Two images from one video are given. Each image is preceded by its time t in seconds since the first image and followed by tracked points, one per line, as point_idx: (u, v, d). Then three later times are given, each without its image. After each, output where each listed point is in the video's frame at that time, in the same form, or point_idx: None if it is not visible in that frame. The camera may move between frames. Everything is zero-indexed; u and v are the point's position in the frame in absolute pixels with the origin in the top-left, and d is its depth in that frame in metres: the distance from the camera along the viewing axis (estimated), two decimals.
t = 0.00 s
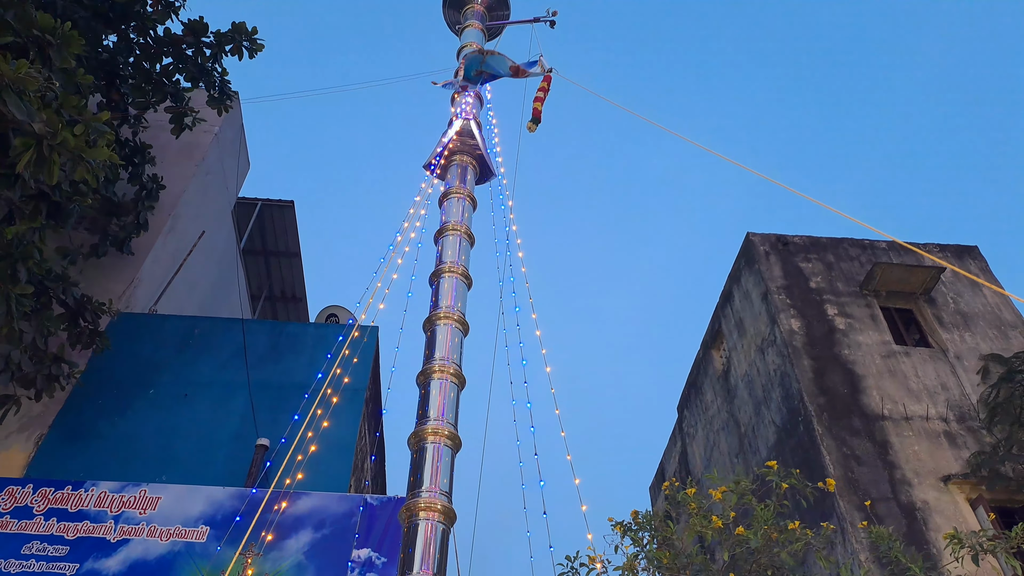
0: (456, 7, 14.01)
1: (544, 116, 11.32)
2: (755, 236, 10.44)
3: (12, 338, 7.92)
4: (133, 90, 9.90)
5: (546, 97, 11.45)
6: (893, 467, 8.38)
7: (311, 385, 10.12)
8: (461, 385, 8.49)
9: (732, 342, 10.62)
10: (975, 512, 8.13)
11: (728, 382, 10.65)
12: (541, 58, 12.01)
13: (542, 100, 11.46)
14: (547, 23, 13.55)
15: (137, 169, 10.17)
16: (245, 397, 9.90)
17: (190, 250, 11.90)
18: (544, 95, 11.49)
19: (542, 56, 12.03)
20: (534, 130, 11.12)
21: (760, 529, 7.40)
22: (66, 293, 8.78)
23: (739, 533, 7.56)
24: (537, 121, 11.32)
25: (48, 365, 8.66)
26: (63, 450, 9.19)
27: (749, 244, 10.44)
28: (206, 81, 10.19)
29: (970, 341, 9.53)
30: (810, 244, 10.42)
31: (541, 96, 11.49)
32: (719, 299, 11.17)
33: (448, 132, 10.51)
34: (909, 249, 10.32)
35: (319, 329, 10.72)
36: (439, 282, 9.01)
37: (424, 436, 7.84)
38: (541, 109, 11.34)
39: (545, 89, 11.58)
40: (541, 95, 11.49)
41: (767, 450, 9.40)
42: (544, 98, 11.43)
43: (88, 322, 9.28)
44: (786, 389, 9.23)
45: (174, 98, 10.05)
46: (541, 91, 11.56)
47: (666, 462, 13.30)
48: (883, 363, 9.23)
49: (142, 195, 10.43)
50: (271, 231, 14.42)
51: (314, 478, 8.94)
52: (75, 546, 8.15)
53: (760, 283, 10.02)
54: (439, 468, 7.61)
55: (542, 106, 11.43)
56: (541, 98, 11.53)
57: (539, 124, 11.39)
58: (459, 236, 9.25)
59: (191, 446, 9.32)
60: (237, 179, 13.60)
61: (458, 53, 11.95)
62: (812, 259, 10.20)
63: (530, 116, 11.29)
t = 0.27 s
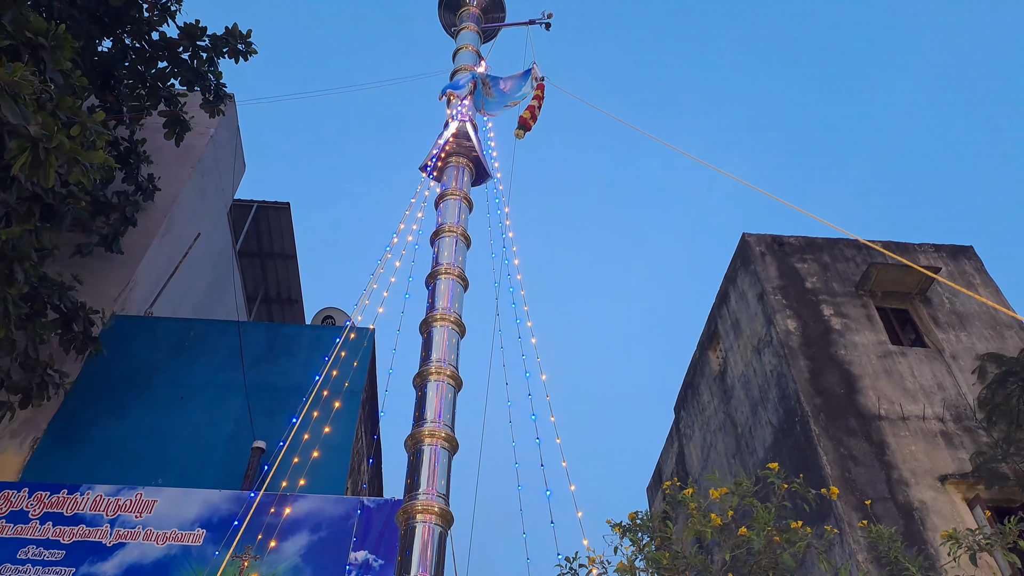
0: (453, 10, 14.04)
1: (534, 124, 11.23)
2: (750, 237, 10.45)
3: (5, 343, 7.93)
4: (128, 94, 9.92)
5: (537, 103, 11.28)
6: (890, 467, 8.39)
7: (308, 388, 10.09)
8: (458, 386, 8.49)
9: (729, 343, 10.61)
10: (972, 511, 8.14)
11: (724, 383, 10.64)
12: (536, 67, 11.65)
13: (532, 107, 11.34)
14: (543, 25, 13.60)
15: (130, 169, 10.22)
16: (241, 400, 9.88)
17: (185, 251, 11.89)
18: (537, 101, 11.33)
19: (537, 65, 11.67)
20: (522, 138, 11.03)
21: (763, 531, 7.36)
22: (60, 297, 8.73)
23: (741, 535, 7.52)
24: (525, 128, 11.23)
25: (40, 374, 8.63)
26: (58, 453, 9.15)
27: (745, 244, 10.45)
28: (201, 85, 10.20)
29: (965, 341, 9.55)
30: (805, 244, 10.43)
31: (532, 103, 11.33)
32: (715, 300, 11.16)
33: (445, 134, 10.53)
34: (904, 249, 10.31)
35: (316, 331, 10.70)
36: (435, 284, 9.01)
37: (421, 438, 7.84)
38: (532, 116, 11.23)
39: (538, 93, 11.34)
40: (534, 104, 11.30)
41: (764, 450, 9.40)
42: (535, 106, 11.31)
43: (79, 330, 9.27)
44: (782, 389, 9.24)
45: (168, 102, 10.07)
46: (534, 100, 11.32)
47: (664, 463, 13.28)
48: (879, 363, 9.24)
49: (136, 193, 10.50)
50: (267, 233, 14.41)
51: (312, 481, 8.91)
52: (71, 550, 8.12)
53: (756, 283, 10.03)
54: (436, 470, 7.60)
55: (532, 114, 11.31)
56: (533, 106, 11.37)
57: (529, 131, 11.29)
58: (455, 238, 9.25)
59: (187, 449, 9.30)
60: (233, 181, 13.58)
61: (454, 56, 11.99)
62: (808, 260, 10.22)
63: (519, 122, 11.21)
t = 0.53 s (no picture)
0: (449, 11, 14.04)
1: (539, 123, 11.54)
2: (749, 235, 10.43)
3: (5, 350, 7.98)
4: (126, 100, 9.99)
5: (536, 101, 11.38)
6: (891, 464, 8.38)
7: (308, 391, 10.09)
8: (457, 388, 8.52)
9: (728, 342, 10.59)
10: (974, 508, 8.12)
11: (724, 382, 10.62)
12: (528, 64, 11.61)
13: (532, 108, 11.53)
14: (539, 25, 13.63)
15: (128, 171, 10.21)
16: (242, 403, 9.90)
17: (181, 259, 11.88)
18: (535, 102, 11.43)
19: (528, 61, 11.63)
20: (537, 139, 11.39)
21: (776, 531, 7.40)
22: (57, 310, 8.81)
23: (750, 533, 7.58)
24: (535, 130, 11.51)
25: (38, 381, 8.66)
26: (59, 458, 9.19)
27: (743, 242, 10.42)
28: (199, 89, 10.16)
29: (966, 337, 9.52)
30: (804, 242, 10.40)
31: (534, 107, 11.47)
32: (714, 299, 11.14)
33: (442, 136, 10.55)
34: (903, 246, 10.27)
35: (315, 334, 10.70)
36: (433, 286, 9.03)
37: (421, 440, 7.86)
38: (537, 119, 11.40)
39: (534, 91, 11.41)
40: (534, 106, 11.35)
41: (764, 449, 9.39)
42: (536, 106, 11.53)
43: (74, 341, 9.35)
44: (782, 388, 9.23)
45: (166, 107, 10.01)
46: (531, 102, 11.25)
47: (664, 463, 13.26)
48: (879, 360, 9.22)
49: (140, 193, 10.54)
50: (266, 237, 14.46)
51: (313, 483, 8.92)
52: (73, 554, 8.15)
53: (755, 282, 10.01)
54: (436, 472, 7.63)
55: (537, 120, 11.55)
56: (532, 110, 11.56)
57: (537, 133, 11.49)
58: (453, 240, 9.28)
59: (188, 452, 9.32)
60: (232, 183, 13.60)
61: (449, 58, 11.99)
62: (806, 257, 10.20)
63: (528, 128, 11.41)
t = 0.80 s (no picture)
0: (449, 11, 14.03)
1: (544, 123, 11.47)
2: (749, 237, 10.44)
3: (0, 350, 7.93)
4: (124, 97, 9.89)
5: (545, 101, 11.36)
6: (890, 467, 8.38)
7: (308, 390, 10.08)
8: (457, 389, 8.53)
9: (728, 343, 10.59)
10: (973, 511, 8.12)
11: (723, 384, 10.63)
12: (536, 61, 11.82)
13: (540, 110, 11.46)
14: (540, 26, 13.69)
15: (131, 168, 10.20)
16: (241, 402, 9.90)
17: (181, 259, 11.85)
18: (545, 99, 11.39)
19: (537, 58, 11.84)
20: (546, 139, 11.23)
21: (780, 533, 7.39)
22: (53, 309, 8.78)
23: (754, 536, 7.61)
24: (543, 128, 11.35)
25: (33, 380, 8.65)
26: (58, 457, 9.19)
27: (743, 244, 10.44)
28: (200, 87, 10.13)
29: (965, 340, 9.53)
30: (804, 244, 10.42)
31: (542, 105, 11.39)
32: (714, 300, 11.14)
33: (442, 136, 10.55)
34: (903, 248, 10.28)
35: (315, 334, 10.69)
36: (433, 286, 9.03)
37: (420, 441, 7.86)
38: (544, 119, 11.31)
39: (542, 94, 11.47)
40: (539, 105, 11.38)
41: (763, 450, 9.40)
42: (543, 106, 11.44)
43: (70, 342, 9.36)
44: (782, 389, 9.23)
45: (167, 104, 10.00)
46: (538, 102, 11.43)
47: (663, 464, 13.26)
48: (878, 362, 9.23)
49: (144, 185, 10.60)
50: (266, 236, 14.45)
51: (313, 483, 8.91)
52: (72, 553, 8.14)
53: (755, 283, 10.02)
54: (435, 472, 7.62)
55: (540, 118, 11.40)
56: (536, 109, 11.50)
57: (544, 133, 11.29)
58: (453, 240, 9.28)
59: (187, 452, 9.32)
60: (232, 182, 13.59)
61: (450, 58, 11.97)
62: (806, 259, 10.20)
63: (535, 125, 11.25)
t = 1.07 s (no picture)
0: (451, 14, 14.05)
1: (552, 131, 11.34)
2: (749, 242, 10.45)
3: None
4: (127, 92, 9.91)
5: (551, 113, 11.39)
6: (887, 473, 8.38)
7: (305, 391, 10.03)
8: (455, 391, 8.51)
9: (727, 348, 10.58)
10: (969, 519, 8.13)
11: (722, 388, 10.62)
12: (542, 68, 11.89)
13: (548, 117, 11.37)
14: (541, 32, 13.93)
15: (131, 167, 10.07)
16: (237, 402, 9.84)
17: (182, 257, 11.84)
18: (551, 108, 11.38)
19: (543, 66, 11.92)
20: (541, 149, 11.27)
21: (776, 537, 7.31)
22: (51, 299, 8.69)
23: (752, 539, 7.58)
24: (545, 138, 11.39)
25: (25, 376, 8.56)
26: (53, 455, 9.12)
27: (742, 249, 10.47)
28: (202, 81, 10.16)
29: (963, 348, 9.55)
30: (803, 250, 10.44)
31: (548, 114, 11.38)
32: (713, 305, 11.13)
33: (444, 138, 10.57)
34: (901, 256, 10.31)
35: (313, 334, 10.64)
36: (433, 288, 9.01)
37: (418, 444, 7.84)
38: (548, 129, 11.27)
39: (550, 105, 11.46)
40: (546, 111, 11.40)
41: (761, 456, 9.39)
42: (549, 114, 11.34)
43: (71, 331, 9.28)
44: (780, 395, 9.23)
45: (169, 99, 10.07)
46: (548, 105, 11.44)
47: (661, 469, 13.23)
48: (876, 369, 9.23)
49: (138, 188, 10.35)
50: (266, 236, 14.41)
51: (309, 485, 8.85)
52: (64, 552, 8.08)
53: (754, 288, 10.03)
54: (432, 475, 7.60)
55: (548, 126, 11.39)
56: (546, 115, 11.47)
57: (546, 142, 11.28)
58: (453, 242, 9.27)
59: (182, 451, 9.25)
60: (233, 181, 13.58)
61: (452, 61, 11.97)
62: (805, 265, 10.22)
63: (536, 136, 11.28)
